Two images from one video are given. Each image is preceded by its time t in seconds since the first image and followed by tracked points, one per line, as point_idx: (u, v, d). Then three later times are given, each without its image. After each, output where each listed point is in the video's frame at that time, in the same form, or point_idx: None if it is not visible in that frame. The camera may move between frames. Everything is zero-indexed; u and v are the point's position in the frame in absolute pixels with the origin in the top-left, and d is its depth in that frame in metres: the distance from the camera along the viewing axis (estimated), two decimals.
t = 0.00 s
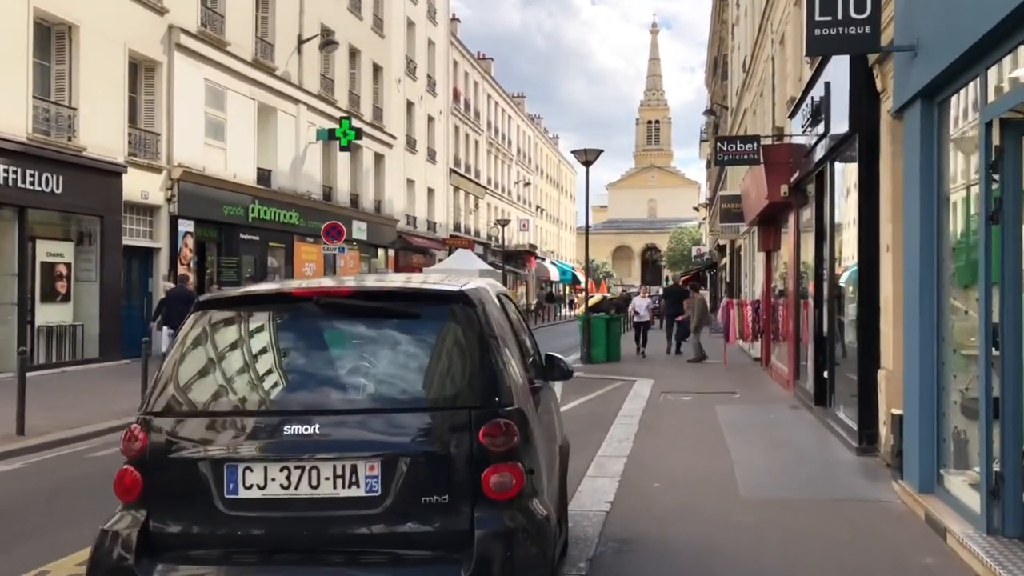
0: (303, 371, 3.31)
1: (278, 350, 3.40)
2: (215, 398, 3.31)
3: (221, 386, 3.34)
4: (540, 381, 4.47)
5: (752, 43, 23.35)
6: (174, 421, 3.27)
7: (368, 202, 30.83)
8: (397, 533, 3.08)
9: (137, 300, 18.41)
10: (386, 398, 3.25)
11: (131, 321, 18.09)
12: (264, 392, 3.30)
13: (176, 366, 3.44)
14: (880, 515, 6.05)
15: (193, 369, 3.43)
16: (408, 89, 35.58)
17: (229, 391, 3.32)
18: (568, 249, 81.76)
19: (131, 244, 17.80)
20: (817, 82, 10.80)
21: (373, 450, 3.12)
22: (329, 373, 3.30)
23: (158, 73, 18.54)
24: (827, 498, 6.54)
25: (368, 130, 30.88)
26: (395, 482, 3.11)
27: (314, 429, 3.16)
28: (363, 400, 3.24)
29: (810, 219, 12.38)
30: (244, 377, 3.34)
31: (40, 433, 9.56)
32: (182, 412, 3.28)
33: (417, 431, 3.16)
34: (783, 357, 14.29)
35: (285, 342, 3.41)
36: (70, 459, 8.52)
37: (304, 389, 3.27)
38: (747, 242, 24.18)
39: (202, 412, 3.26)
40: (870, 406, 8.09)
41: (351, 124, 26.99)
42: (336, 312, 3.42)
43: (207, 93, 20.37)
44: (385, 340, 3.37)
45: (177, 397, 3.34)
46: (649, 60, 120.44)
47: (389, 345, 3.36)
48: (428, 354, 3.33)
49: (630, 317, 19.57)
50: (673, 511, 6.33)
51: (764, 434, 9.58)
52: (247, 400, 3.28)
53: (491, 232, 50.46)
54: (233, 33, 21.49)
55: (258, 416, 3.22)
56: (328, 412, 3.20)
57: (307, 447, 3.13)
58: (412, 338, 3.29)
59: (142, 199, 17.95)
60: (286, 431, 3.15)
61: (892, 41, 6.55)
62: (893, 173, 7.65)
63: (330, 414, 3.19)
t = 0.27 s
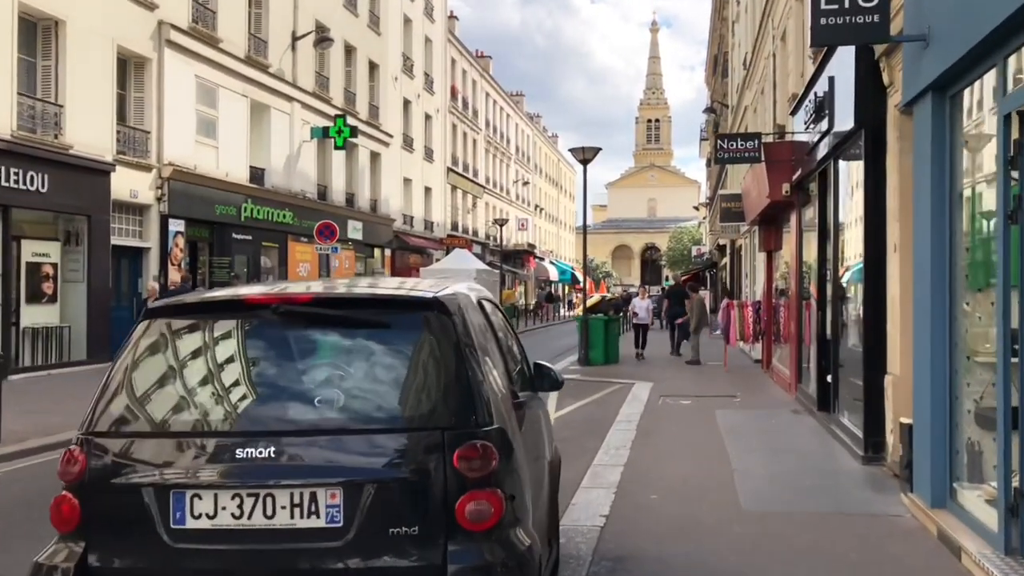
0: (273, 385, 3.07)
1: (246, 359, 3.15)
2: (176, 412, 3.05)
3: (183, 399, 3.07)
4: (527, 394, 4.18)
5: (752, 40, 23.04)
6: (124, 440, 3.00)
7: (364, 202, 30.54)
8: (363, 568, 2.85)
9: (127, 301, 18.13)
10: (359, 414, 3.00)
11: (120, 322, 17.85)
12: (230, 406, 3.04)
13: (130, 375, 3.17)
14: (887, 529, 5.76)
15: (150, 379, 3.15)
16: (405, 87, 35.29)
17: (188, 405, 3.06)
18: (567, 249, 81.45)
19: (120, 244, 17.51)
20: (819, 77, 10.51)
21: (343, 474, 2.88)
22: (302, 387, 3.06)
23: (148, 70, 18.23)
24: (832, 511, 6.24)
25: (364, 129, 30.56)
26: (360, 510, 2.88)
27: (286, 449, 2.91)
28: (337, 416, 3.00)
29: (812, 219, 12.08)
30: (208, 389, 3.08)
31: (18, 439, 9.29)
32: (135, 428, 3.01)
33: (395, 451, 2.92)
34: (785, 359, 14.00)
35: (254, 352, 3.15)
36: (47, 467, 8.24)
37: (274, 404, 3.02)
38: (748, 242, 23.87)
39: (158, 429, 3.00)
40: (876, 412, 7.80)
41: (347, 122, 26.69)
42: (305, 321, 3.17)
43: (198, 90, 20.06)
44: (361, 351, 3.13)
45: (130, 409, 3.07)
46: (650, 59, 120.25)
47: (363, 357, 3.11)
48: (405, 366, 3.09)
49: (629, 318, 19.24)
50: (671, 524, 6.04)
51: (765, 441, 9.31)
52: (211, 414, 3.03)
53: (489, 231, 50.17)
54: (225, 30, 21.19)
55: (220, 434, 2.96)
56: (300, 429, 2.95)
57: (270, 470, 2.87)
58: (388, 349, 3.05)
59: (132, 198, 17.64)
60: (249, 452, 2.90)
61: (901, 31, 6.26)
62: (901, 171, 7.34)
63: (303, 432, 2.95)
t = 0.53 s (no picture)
0: (242, 387, 2.85)
1: (213, 358, 2.92)
2: (134, 414, 2.86)
3: (141, 400, 2.88)
4: (515, 399, 3.91)
5: (753, 37, 22.76)
6: (73, 449, 2.79)
7: (360, 201, 30.27)
8: None
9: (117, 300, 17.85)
10: (331, 420, 2.78)
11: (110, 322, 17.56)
12: (195, 409, 2.83)
13: (85, 374, 2.97)
14: (897, 539, 5.49)
15: (105, 378, 2.97)
16: (402, 85, 35.01)
17: (145, 408, 2.86)
18: (566, 249, 81.16)
19: (110, 242, 17.22)
20: (823, 70, 10.22)
21: (309, 487, 2.64)
22: (272, 390, 2.84)
23: (140, 66, 17.95)
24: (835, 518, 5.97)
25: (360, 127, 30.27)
26: (321, 528, 2.63)
27: (251, 458, 2.68)
28: (308, 421, 2.77)
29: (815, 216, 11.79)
30: (170, 391, 2.88)
31: None
32: (88, 433, 2.81)
33: (367, 461, 2.68)
34: (785, 360, 13.74)
35: (221, 350, 2.92)
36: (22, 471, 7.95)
37: (245, 409, 2.80)
38: (748, 242, 23.59)
39: (112, 434, 2.79)
40: (882, 415, 7.52)
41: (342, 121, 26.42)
42: (272, 319, 2.93)
43: (190, 87, 19.77)
44: (334, 351, 2.90)
45: (82, 412, 2.88)
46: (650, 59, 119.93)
47: (336, 358, 2.89)
48: (380, 368, 2.86)
49: (627, 318, 18.94)
50: (669, 533, 5.77)
51: (766, 443, 9.04)
52: (173, 418, 2.82)
53: (487, 231, 49.90)
54: (219, 26, 20.90)
55: (179, 442, 2.74)
56: (268, 436, 2.73)
57: (227, 482, 2.64)
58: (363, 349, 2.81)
59: (122, 196, 17.35)
60: (208, 462, 2.67)
61: (911, 16, 5.98)
62: (910, 165, 7.06)
63: (273, 439, 2.73)
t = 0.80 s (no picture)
0: (202, 403, 2.58)
1: (172, 370, 2.64)
2: (77, 431, 2.60)
3: (89, 415, 2.62)
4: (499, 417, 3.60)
5: (753, 33, 22.43)
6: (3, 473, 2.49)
7: (355, 200, 29.95)
8: None
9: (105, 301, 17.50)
10: (294, 443, 2.49)
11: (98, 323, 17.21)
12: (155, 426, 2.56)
13: (29, 386, 2.71)
14: (911, 558, 5.16)
15: (49, 388, 2.71)
16: (398, 83, 34.69)
17: (93, 426, 2.60)
18: (565, 249, 80.86)
19: (98, 241, 16.89)
20: (827, 64, 9.91)
21: (260, 525, 2.32)
22: (234, 407, 2.57)
23: (128, 62, 17.62)
24: (845, 535, 5.63)
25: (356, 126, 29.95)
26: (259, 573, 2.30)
27: (208, 484, 2.39)
28: (269, 443, 2.50)
29: (818, 214, 11.47)
30: (125, 406, 2.62)
31: None
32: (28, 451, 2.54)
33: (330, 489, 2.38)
34: (787, 362, 13.42)
35: (181, 361, 2.65)
36: None
37: (202, 427, 2.53)
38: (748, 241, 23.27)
39: (55, 452, 2.53)
40: (890, 423, 7.20)
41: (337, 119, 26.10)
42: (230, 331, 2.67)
43: (181, 84, 19.44)
44: (299, 363, 2.63)
45: (21, 426, 2.61)
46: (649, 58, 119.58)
47: (305, 372, 2.61)
48: (344, 383, 2.57)
49: (625, 319, 18.60)
50: (668, 550, 5.45)
51: (769, 451, 8.73)
52: (127, 434, 2.55)
53: (485, 231, 49.58)
54: (210, 22, 20.57)
55: (127, 469, 2.44)
56: (230, 458, 2.46)
57: (169, 519, 2.31)
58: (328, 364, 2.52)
59: (110, 194, 17.01)
60: (167, 489, 2.37)
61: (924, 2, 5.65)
62: (921, 162, 6.73)
63: (235, 462, 2.45)
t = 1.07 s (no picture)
0: (154, 409, 2.36)
1: (124, 371, 2.40)
2: (15, 438, 2.40)
3: (33, 421, 2.41)
4: (475, 426, 3.43)
5: (752, 30, 22.20)
6: None
7: (351, 199, 29.73)
8: None
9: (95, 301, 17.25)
10: (250, 459, 2.29)
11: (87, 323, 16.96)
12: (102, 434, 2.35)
13: None
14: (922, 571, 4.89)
15: None
16: (395, 82, 34.48)
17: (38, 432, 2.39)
18: (564, 249, 80.70)
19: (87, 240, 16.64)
20: (827, 58, 9.68)
21: (205, 554, 2.10)
22: (188, 415, 2.35)
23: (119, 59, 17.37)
24: (850, 544, 5.40)
25: (352, 125, 29.70)
26: None
27: (160, 504, 2.18)
28: (224, 457, 2.30)
29: (818, 212, 11.22)
30: (71, 412, 2.40)
31: None
32: None
33: (281, 508, 2.18)
34: (787, 363, 13.20)
35: (134, 362, 2.40)
36: None
37: (153, 437, 2.32)
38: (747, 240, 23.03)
39: None
40: (893, 427, 6.96)
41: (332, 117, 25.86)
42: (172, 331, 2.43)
43: (173, 81, 19.19)
44: (257, 368, 2.41)
45: None
46: (648, 58, 119.51)
47: (263, 377, 2.40)
48: (298, 391, 2.37)
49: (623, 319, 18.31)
50: (664, 561, 5.20)
51: (767, 454, 8.50)
52: (75, 444, 2.34)
53: (483, 231, 49.38)
54: (204, 19, 20.32)
55: (74, 485, 2.23)
56: (184, 473, 2.25)
57: (107, 546, 2.08)
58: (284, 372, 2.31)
59: (100, 192, 16.76)
60: (112, 509, 2.16)
61: None
62: (925, 156, 6.51)
63: (188, 477, 2.25)
